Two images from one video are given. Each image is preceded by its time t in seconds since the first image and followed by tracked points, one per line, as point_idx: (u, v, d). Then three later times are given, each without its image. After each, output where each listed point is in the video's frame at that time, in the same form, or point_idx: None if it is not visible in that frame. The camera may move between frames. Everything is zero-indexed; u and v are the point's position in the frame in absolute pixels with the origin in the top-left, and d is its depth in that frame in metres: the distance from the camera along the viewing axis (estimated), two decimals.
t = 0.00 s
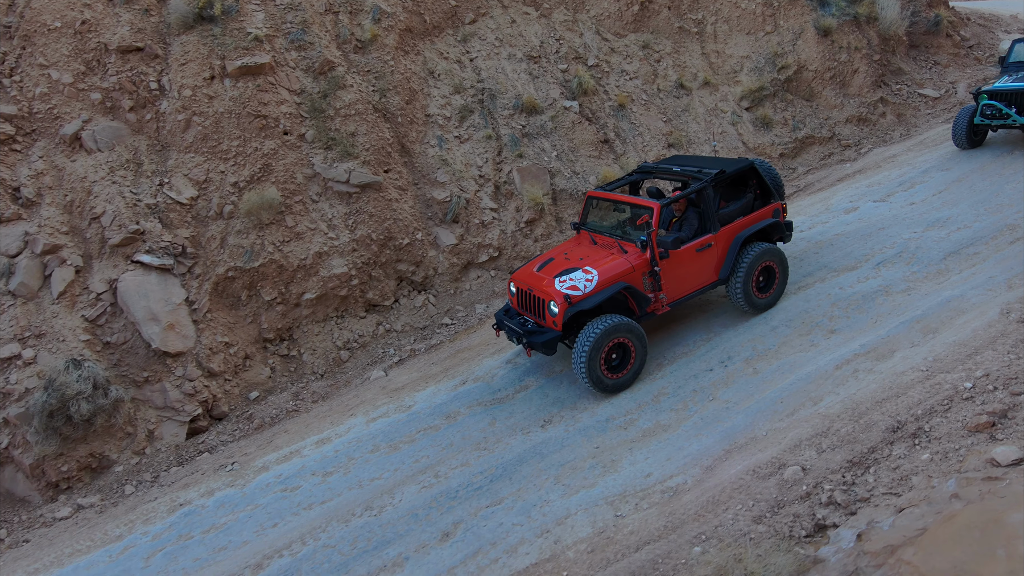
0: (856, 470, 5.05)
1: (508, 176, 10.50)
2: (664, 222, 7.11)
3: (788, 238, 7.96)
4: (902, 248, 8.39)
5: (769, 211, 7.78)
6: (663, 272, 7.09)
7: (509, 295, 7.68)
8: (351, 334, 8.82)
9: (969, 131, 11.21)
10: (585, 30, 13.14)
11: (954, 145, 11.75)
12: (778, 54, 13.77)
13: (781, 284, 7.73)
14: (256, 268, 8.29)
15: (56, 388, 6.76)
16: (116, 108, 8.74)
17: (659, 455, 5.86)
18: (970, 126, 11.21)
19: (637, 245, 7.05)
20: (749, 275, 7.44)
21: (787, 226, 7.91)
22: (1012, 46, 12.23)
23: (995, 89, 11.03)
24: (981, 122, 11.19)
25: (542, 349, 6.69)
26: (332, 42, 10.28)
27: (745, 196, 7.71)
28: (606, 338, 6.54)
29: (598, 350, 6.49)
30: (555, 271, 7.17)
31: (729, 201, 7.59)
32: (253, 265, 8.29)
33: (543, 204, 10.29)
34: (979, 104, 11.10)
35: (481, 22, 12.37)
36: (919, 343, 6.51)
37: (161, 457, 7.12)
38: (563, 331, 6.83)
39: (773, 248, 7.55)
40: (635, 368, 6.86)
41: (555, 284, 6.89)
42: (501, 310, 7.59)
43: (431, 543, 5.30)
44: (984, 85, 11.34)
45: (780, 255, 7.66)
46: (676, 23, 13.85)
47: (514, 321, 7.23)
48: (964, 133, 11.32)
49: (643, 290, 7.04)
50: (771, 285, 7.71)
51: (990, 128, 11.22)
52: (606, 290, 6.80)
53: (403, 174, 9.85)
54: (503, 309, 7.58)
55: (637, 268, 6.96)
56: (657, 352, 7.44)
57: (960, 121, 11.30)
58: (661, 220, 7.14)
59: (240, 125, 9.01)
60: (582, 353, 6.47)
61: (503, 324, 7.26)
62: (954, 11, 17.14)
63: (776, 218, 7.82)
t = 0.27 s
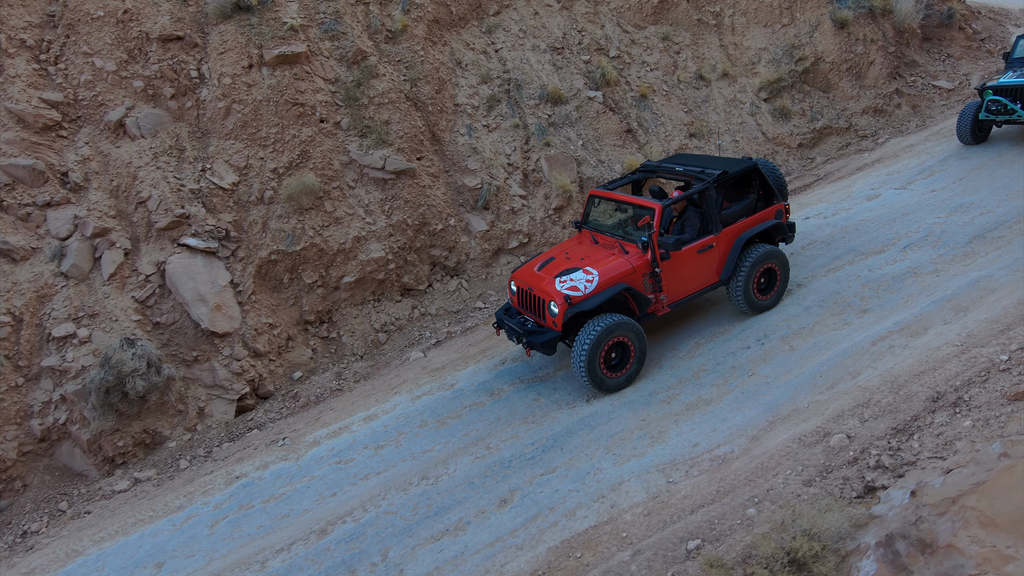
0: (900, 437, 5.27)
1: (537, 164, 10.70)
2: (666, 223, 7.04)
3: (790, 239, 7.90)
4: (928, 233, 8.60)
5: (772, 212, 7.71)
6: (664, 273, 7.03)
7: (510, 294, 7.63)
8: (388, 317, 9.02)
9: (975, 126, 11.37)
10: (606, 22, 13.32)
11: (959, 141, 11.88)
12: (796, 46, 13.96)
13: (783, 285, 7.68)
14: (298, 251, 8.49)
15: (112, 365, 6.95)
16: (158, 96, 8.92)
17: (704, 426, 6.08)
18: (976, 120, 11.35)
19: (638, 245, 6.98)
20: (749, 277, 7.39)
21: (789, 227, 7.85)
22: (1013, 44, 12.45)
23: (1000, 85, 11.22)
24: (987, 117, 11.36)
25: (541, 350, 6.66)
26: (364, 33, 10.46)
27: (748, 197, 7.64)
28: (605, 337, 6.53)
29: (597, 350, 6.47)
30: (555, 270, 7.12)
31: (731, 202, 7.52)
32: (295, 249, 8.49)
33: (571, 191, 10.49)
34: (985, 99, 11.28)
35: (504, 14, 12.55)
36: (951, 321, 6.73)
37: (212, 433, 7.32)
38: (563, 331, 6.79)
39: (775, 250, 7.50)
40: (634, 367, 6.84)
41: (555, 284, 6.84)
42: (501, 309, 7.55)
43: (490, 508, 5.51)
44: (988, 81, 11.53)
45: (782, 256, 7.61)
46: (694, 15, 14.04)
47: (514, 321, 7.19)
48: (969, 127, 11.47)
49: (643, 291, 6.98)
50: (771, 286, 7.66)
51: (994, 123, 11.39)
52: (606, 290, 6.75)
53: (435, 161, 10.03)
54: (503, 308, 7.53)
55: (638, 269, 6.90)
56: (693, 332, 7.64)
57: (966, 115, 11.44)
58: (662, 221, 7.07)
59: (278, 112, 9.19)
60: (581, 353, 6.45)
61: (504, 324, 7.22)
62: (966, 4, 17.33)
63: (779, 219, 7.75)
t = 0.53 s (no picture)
0: (944, 408, 5.45)
1: (563, 154, 10.88)
2: (662, 219, 7.12)
3: (787, 236, 7.96)
4: (953, 218, 8.78)
5: (767, 208, 7.79)
6: (663, 269, 7.07)
7: (509, 296, 7.64)
8: (422, 303, 9.16)
9: (978, 122, 11.38)
10: (625, 15, 13.49)
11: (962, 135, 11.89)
12: (811, 39, 14.15)
13: (782, 282, 7.71)
14: (336, 237, 8.65)
15: (163, 346, 7.08)
16: (195, 85, 9.06)
17: (748, 402, 6.27)
18: (979, 116, 11.34)
19: (636, 242, 7.04)
20: (749, 273, 7.41)
21: (786, 224, 7.92)
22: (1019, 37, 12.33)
23: (1005, 81, 11.15)
24: (990, 113, 11.33)
25: (541, 348, 6.64)
26: (392, 24, 10.60)
27: (744, 193, 7.74)
28: (606, 333, 6.47)
29: (599, 346, 6.41)
30: (553, 270, 7.15)
31: (727, 199, 7.62)
32: (333, 235, 8.65)
33: (596, 181, 10.68)
34: (989, 95, 11.23)
35: (526, 6, 12.70)
36: (982, 301, 6.91)
37: (259, 414, 7.47)
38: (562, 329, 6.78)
39: (772, 246, 7.54)
40: (637, 364, 6.77)
41: (554, 282, 6.87)
42: (501, 312, 7.55)
43: (545, 480, 5.68)
44: (994, 76, 11.45)
45: (780, 253, 7.65)
46: (711, 8, 14.22)
47: (514, 321, 7.19)
48: (972, 124, 11.47)
49: (642, 288, 7.00)
50: (772, 283, 7.67)
51: (998, 119, 11.36)
52: (605, 287, 6.77)
53: (463, 150, 10.18)
54: (502, 310, 7.54)
55: (636, 266, 6.93)
56: (729, 314, 7.83)
57: (970, 111, 11.42)
58: (659, 218, 7.15)
59: (312, 102, 9.34)
60: (583, 349, 6.38)
61: (503, 324, 7.21)
62: None
63: (775, 216, 7.84)
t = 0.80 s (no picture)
0: (985, 381, 5.62)
1: (587, 143, 11.02)
2: (664, 215, 7.07)
3: (789, 233, 7.92)
4: (976, 204, 8.95)
5: (769, 204, 7.75)
6: (664, 266, 7.03)
7: (509, 292, 7.59)
8: (453, 289, 9.27)
9: (981, 118, 11.35)
10: (643, 7, 13.61)
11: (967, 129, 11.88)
12: (825, 32, 14.32)
13: (784, 280, 7.70)
14: (371, 224, 8.78)
15: (209, 329, 7.18)
16: (229, 74, 9.16)
17: (788, 379, 6.43)
18: (982, 112, 11.30)
19: (637, 238, 6.99)
20: (750, 270, 7.39)
21: (788, 220, 7.87)
22: None
23: (1009, 76, 11.02)
24: (993, 109, 11.26)
25: (543, 344, 6.60)
26: (419, 14, 10.70)
27: (746, 189, 7.69)
28: (608, 331, 6.43)
29: (601, 344, 6.37)
30: (554, 266, 7.10)
31: (729, 195, 7.57)
32: (368, 221, 8.77)
33: (620, 170, 10.85)
34: (992, 91, 11.13)
35: None
36: (1012, 281, 7.06)
37: (302, 395, 7.59)
38: (563, 326, 6.73)
39: (774, 243, 7.52)
40: (638, 362, 6.73)
41: (555, 278, 6.81)
42: (501, 307, 7.50)
43: (596, 454, 5.83)
44: (999, 69, 11.31)
45: (782, 250, 7.62)
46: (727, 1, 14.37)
47: (514, 317, 7.14)
48: (976, 120, 11.45)
49: (644, 284, 6.97)
50: (772, 281, 7.66)
51: (1002, 114, 11.28)
52: (607, 284, 6.72)
53: (490, 139, 10.30)
54: (503, 306, 7.49)
55: (638, 262, 6.89)
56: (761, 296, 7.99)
57: (973, 107, 11.39)
58: (661, 214, 7.11)
59: (344, 91, 9.43)
60: (585, 346, 6.34)
61: (504, 321, 7.17)
62: None
63: (777, 212, 7.79)
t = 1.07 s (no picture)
0: None
1: (610, 134, 11.18)
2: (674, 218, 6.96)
3: (796, 236, 7.86)
4: (998, 192, 9.12)
5: (778, 208, 7.68)
6: (674, 270, 6.93)
7: (514, 292, 7.44)
8: (484, 277, 9.31)
9: (984, 114, 11.43)
10: (660, 1, 13.74)
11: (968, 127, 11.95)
12: (838, 26, 14.50)
13: (790, 283, 7.64)
14: (405, 212, 8.89)
15: (253, 314, 7.27)
16: (261, 64, 9.25)
17: (827, 359, 6.59)
18: (986, 108, 11.40)
19: (648, 241, 6.88)
20: (758, 274, 7.32)
21: (796, 224, 7.81)
22: None
23: (1012, 74, 11.19)
24: (996, 106, 11.38)
25: (551, 349, 6.48)
26: (444, 7, 10.81)
27: (755, 192, 7.62)
28: (618, 337, 6.33)
29: (611, 349, 6.27)
30: (562, 268, 6.97)
31: (738, 198, 7.48)
32: (403, 210, 8.89)
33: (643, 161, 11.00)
34: (996, 88, 11.26)
35: None
36: None
37: (343, 380, 7.71)
38: (571, 330, 6.61)
39: (782, 247, 7.45)
40: (647, 366, 6.65)
41: (564, 281, 6.68)
42: (506, 308, 7.37)
43: (645, 431, 5.97)
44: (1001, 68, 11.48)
45: (790, 254, 7.56)
46: None
47: (521, 319, 7.01)
48: (979, 116, 11.52)
49: (653, 288, 6.87)
50: (779, 284, 7.60)
51: (1004, 111, 11.42)
52: (617, 288, 6.61)
53: (516, 130, 10.42)
54: (508, 306, 7.35)
55: (647, 266, 6.79)
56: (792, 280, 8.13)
57: (976, 103, 11.47)
58: (671, 216, 7.00)
59: (374, 81, 9.52)
60: (595, 351, 6.24)
61: (509, 322, 7.03)
62: None
63: (786, 216, 7.72)
